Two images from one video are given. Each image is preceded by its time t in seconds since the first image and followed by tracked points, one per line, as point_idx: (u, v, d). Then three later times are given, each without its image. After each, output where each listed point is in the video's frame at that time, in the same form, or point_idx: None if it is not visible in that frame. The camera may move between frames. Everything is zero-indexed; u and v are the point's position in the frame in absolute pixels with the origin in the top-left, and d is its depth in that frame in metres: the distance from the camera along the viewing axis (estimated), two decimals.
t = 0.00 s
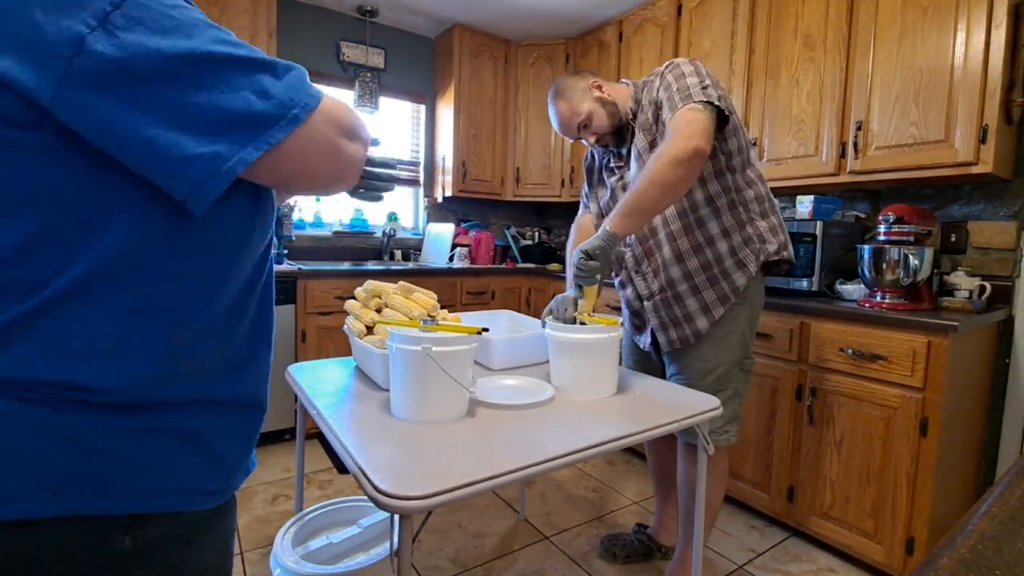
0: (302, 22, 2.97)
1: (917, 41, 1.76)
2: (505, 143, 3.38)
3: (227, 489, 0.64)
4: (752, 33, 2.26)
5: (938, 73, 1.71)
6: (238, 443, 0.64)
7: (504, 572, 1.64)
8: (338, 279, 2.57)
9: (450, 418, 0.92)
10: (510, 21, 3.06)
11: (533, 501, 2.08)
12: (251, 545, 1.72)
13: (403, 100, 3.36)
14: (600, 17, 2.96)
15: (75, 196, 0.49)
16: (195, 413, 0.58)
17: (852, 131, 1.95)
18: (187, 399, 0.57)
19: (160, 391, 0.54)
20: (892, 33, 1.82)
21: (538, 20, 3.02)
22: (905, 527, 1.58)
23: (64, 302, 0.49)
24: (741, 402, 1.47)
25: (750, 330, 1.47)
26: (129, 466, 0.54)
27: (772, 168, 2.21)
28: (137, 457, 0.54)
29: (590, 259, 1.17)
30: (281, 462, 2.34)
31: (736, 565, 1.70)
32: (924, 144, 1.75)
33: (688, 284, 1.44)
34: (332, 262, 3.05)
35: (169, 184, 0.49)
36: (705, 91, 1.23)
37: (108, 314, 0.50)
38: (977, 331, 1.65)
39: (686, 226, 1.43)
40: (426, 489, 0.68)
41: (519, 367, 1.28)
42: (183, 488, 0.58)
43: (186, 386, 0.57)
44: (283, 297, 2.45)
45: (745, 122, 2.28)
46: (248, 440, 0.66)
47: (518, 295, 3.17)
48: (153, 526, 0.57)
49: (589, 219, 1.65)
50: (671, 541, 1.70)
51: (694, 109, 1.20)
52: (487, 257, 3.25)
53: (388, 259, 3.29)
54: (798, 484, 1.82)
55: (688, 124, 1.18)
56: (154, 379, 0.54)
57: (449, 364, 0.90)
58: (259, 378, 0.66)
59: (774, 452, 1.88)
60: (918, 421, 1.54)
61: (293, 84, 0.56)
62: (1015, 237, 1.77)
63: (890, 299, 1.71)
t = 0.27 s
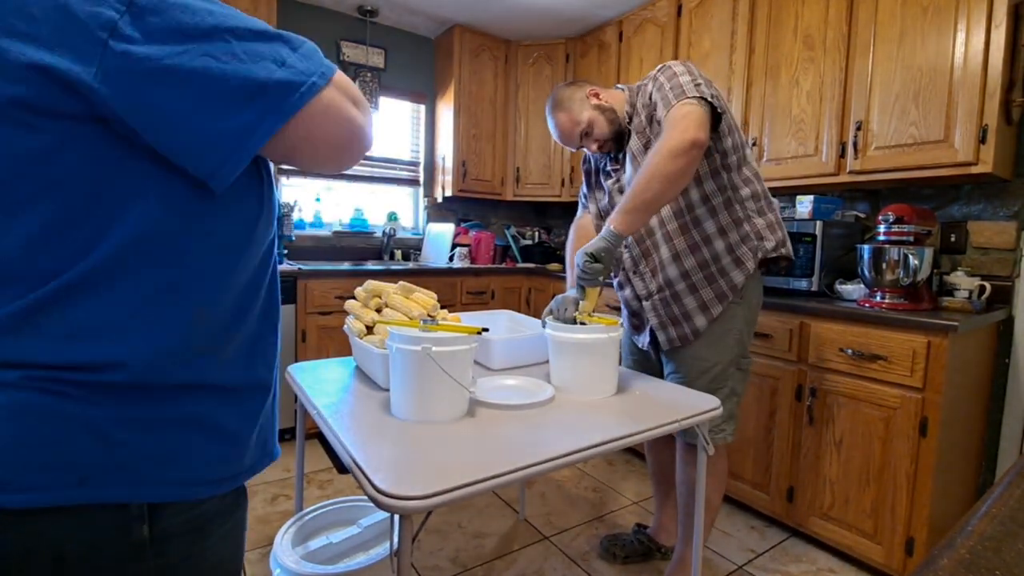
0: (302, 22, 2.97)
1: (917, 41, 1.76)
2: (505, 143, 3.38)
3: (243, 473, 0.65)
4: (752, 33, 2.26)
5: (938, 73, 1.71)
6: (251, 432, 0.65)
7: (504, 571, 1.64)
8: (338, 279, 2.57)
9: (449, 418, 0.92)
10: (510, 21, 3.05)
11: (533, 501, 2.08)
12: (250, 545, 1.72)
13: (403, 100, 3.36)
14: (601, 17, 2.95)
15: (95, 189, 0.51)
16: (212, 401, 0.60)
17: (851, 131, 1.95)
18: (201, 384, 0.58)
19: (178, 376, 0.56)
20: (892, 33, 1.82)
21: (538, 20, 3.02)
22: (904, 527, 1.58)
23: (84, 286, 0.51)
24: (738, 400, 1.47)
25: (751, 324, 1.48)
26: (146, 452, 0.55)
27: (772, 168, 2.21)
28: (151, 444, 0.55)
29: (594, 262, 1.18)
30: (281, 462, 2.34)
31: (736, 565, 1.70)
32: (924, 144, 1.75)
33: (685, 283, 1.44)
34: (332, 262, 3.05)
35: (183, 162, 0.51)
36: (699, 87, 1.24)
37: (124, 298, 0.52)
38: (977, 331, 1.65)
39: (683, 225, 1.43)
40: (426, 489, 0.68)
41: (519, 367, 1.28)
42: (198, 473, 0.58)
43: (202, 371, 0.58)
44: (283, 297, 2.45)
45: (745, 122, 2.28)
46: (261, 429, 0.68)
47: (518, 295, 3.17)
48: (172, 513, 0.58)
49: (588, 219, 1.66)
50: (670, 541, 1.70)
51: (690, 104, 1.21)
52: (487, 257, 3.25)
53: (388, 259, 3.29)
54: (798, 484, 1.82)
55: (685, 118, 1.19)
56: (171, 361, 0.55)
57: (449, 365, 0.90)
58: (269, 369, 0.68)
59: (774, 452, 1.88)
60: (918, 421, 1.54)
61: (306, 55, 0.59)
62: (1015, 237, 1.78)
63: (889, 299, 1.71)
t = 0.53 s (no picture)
0: (302, 22, 2.97)
1: (917, 41, 1.76)
2: (505, 143, 3.38)
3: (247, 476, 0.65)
4: (752, 33, 2.26)
5: (938, 72, 1.71)
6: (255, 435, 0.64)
7: (504, 572, 1.64)
8: (338, 279, 2.57)
9: (450, 418, 0.92)
10: (510, 21, 3.05)
11: (533, 501, 2.08)
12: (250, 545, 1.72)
13: (403, 100, 3.36)
14: (601, 17, 2.95)
15: (81, 198, 0.49)
16: (210, 406, 0.58)
17: (851, 131, 1.95)
18: (197, 390, 0.57)
19: (172, 384, 0.54)
20: (892, 33, 1.82)
21: (538, 20, 3.02)
22: (904, 527, 1.58)
23: (66, 304, 0.49)
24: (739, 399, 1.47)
25: (750, 322, 1.48)
26: (144, 462, 0.54)
27: (772, 168, 2.21)
28: (148, 454, 0.54)
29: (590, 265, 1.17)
30: (281, 462, 2.34)
31: (736, 565, 1.70)
32: (924, 144, 1.75)
33: (674, 279, 1.44)
34: (332, 262, 3.05)
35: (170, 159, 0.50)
36: (680, 83, 1.25)
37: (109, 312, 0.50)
38: (977, 331, 1.65)
39: (672, 222, 1.44)
40: (426, 489, 0.68)
41: (519, 368, 1.28)
42: (201, 478, 0.58)
43: (200, 376, 0.57)
44: (283, 297, 2.45)
45: (745, 121, 2.28)
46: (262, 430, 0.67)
47: (518, 295, 3.17)
48: (176, 516, 0.57)
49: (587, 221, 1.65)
50: (670, 541, 1.70)
51: (667, 101, 1.22)
52: (487, 257, 3.25)
53: (388, 259, 3.29)
54: (798, 484, 1.82)
55: (664, 115, 1.20)
56: (166, 371, 0.54)
57: (449, 365, 0.90)
58: (268, 370, 0.67)
59: (774, 452, 1.88)
60: (918, 421, 1.54)
61: (270, 31, 0.55)
62: (1015, 237, 1.78)
63: (889, 299, 1.71)
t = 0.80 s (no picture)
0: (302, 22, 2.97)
1: (918, 41, 1.76)
2: (505, 143, 3.38)
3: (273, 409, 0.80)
4: (752, 33, 2.26)
5: (938, 73, 1.71)
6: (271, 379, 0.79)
7: (504, 571, 1.64)
8: (338, 279, 2.57)
9: (449, 417, 0.92)
10: (510, 21, 3.06)
11: (533, 501, 2.08)
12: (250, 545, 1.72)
13: (404, 100, 3.36)
14: (601, 17, 2.95)
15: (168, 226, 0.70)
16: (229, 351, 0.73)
17: (852, 131, 1.95)
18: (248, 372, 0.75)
19: (195, 336, 0.71)
20: (892, 33, 1.82)
21: (539, 20, 3.02)
22: (905, 527, 1.58)
23: (130, 282, 0.70)
24: (740, 400, 1.46)
25: (752, 320, 1.47)
26: (171, 399, 0.69)
27: (772, 169, 2.21)
28: (175, 393, 0.69)
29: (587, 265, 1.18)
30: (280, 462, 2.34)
31: (736, 566, 1.70)
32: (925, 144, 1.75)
33: (661, 273, 1.46)
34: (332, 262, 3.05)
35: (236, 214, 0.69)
36: (669, 78, 1.24)
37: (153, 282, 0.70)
38: (977, 331, 1.65)
39: (662, 217, 1.46)
40: (425, 489, 0.68)
41: (519, 368, 1.28)
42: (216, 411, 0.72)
43: (217, 330, 0.72)
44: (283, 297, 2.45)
45: (745, 122, 2.28)
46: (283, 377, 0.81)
47: (518, 295, 3.17)
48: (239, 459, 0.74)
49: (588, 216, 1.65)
50: (671, 541, 1.69)
51: (654, 95, 1.21)
52: (488, 258, 3.25)
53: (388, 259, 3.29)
54: (798, 484, 1.82)
55: (650, 108, 1.20)
56: (187, 323, 0.70)
57: (449, 364, 0.90)
58: (290, 326, 0.81)
59: (774, 452, 1.88)
60: (918, 421, 1.54)
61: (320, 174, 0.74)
62: (1015, 237, 1.78)
63: (889, 299, 1.71)
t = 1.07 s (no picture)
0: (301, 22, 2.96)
1: (918, 41, 1.76)
2: (505, 143, 3.38)
3: (281, 384, 0.82)
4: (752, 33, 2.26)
5: (938, 73, 1.71)
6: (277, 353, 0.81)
7: (504, 571, 1.64)
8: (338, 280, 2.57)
9: (450, 418, 0.92)
10: (510, 21, 3.05)
11: (533, 501, 2.08)
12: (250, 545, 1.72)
13: (404, 100, 3.36)
14: (600, 17, 2.95)
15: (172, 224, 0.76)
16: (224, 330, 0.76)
17: (852, 131, 1.95)
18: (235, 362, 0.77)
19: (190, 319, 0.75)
20: (892, 34, 1.82)
21: (538, 20, 3.02)
22: (905, 527, 1.58)
23: (141, 280, 0.77)
24: (745, 401, 1.46)
25: (757, 317, 1.45)
26: (172, 380, 0.74)
27: (773, 169, 2.21)
28: (175, 374, 0.74)
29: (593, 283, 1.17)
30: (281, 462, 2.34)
31: (736, 565, 1.70)
32: (925, 145, 1.75)
33: (678, 277, 1.46)
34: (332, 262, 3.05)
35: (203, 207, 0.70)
36: (681, 94, 1.23)
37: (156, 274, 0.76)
38: (977, 331, 1.65)
39: (678, 222, 1.45)
40: (426, 490, 0.68)
41: (519, 368, 1.28)
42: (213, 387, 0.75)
43: (211, 311, 0.76)
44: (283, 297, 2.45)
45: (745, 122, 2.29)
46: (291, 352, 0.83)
47: (518, 295, 3.17)
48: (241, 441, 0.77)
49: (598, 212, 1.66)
50: (671, 540, 1.69)
51: (661, 113, 1.21)
52: (488, 257, 3.25)
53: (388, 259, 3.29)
54: (798, 484, 1.82)
55: (659, 126, 1.20)
56: (181, 309, 0.75)
57: (451, 366, 0.90)
58: (289, 319, 0.82)
59: (774, 452, 1.88)
60: (918, 421, 1.54)
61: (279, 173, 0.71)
62: (1015, 237, 1.78)
63: (889, 299, 1.71)
